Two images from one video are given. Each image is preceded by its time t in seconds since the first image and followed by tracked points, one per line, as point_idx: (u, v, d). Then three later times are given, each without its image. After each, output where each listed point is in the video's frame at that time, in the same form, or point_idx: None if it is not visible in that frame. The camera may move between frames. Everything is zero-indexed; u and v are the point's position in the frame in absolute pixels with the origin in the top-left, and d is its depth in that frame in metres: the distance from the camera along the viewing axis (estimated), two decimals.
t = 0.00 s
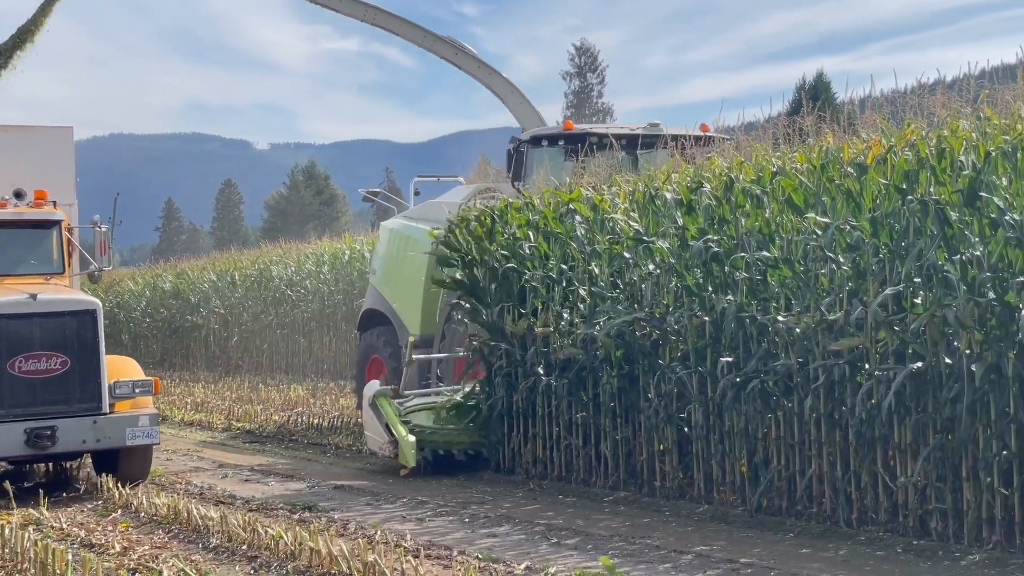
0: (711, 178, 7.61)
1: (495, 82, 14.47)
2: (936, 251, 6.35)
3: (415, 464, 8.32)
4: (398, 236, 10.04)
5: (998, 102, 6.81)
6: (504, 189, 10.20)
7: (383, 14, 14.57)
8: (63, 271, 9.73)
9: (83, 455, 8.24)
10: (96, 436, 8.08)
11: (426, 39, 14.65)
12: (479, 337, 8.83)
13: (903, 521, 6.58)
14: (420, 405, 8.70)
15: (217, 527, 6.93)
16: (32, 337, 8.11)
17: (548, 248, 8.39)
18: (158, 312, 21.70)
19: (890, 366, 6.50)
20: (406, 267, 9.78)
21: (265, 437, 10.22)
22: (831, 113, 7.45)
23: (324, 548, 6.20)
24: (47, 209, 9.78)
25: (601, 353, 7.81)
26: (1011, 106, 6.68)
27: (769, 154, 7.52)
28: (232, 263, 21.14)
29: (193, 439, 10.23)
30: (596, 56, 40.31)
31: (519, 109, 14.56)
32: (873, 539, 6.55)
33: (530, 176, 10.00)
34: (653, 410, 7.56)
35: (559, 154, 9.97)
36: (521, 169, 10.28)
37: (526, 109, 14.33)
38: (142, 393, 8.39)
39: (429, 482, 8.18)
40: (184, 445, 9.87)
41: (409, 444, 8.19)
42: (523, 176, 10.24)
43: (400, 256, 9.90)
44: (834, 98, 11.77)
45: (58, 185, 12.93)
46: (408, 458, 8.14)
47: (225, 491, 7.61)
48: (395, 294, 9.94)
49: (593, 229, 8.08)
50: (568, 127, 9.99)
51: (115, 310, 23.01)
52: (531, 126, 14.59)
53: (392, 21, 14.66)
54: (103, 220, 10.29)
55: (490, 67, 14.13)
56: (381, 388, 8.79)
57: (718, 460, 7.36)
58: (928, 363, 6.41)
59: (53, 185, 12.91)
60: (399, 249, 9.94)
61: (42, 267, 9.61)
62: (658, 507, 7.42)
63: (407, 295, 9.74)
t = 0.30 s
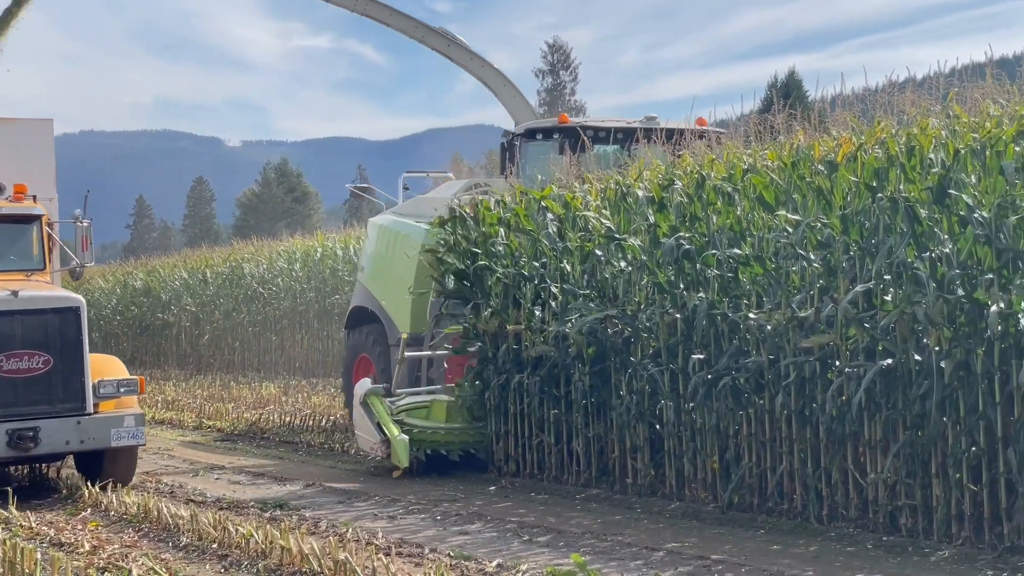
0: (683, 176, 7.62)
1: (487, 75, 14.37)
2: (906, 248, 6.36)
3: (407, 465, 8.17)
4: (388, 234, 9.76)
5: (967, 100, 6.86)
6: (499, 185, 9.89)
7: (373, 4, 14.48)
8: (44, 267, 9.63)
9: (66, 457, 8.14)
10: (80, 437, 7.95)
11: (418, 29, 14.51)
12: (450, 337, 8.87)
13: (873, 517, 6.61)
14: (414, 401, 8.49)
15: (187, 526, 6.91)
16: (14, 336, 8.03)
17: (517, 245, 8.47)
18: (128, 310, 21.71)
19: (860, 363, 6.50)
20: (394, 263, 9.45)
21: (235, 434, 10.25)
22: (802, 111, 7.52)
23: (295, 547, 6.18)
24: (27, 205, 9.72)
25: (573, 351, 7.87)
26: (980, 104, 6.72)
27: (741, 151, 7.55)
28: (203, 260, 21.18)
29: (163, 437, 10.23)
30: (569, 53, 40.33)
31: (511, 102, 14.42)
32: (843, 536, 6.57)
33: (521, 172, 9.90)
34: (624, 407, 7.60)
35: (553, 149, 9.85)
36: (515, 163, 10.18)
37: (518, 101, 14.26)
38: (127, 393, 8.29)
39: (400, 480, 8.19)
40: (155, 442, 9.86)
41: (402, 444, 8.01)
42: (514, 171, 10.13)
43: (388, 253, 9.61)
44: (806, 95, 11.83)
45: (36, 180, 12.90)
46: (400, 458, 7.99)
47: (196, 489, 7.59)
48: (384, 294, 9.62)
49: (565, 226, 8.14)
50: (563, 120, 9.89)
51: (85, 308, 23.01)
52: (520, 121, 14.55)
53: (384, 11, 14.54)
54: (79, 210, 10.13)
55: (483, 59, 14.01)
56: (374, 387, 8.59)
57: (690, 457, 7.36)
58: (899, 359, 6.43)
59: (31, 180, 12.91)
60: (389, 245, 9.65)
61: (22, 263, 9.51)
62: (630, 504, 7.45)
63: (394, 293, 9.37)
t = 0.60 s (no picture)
0: (651, 174, 7.65)
1: (478, 69, 14.05)
2: (873, 246, 6.40)
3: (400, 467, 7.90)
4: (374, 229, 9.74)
5: (934, 98, 6.86)
6: (488, 178, 9.63)
7: None
8: (23, 263, 9.56)
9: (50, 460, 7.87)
10: (64, 440, 7.69)
11: (409, 20, 14.08)
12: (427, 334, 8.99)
13: (842, 514, 6.63)
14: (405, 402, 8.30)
15: (155, 525, 6.90)
16: None
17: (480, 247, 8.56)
18: (96, 308, 21.71)
19: (828, 361, 6.54)
20: (382, 258, 9.47)
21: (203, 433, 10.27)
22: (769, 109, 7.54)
23: (263, 545, 6.15)
24: (5, 200, 9.62)
25: (543, 349, 7.93)
26: (947, 102, 6.72)
27: (710, 149, 7.57)
28: (172, 259, 21.18)
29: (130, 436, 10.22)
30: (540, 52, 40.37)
31: (504, 96, 14.08)
32: (812, 533, 6.59)
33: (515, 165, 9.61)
34: (594, 405, 7.65)
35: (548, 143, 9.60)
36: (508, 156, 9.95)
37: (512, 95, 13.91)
38: (112, 394, 8.02)
39: (369, 477, 8.19)
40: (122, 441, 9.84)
41: (394, 445, 7.74)
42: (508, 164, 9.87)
43: (375, 249, 9.63)
44: (775, 93, 11.87)
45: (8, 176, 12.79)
46: (391, 459, 7.70)
47: (164, 487, 7.82)
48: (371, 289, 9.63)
49: (534, 224, 8.18)
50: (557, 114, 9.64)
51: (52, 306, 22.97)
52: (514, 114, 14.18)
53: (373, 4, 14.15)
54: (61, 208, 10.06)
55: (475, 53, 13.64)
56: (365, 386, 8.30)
57: (659, 454, 7.40)
58: (867, 357, 6.46)
59: (6, 175, 12.81)
60: (376, 240, 9.65)
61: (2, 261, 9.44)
62: (599, 501, 7.47)
63: (383, 289, 9.41)
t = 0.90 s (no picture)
0: (620, 172, 7.67)
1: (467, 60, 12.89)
2: (840, 245, 6.42)
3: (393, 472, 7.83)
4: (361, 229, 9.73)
5: (901, 98, 6.86)
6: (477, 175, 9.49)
7: None
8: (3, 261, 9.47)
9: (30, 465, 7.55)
10: (46, 443, 7.39)
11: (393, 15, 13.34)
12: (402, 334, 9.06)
13: (808, 511, 6.65)
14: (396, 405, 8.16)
15: (121, 525, 6.87)
16: None
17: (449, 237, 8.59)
18: (62, 306, 21.65)
19: (796, 359, 6.56)
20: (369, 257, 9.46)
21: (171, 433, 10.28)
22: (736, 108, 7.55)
23: (230, 545, 6.11)
24: None
25: (511, 348, 7.96)
26: (913, 101, 6.72)
27: (678, 149, 7.56)
28: (139, 258, 21.12)
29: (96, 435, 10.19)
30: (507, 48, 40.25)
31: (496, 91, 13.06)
32: (779, 530, 6.61)
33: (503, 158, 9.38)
34: (562, 403, 7.68)
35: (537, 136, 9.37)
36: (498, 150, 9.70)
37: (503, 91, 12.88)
38: (96, 396, 7.75)
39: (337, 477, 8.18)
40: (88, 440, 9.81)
41: (386, 451, 7.66)
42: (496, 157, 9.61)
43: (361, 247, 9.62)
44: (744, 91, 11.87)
45: None
46: (384, 466, 7.63)
47: (130, 487, 7.92)
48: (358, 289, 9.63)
49: (503, 222, 8.19)
50: (549, 109, 9.44)
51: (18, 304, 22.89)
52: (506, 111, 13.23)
53: None
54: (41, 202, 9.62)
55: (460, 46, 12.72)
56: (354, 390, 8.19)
57: (628, 452, 7.43)
58: (834, 355, 6.48)
59: None
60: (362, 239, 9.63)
61: None
62: (567, 499, 7.49)
63: (370, 288, 9.40)
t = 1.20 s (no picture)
0: (587, 172, 7.69)
1: (455, 56, 12.80)
2: (806, 244, 6.44)
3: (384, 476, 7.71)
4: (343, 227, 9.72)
5: (867, 99, 6.91)
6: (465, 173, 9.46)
7: None
8: None
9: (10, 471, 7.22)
10: (30, 448, 7.09)
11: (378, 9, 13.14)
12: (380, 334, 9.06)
13: (774, 510, 6.68)
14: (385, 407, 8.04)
15: (86, 525, 6.83)
16: None
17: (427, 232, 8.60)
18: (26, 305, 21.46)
19: (762, 358, 6.57)
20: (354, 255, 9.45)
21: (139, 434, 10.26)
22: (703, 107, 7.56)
23: (195, 545, 6.08)
24: None
25: (480, 347, 7.99)
26: (879, 101, 6.75)
27: (646, 149, 7.57)
28: (105, 257, 20.96)
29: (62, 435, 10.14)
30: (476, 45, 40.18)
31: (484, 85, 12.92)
32: (745, 528, 6.63)
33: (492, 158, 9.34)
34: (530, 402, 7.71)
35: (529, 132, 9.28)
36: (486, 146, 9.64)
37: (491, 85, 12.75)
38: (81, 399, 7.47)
39: (305, 476, 8.16)
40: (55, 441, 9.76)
41: (379, 456, 7.54)
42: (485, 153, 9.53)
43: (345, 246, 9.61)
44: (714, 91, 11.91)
45: None
46: (377, 470, 7.50)
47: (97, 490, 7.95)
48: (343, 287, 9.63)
49: (470, 222, 8.18)
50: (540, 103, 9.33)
51: None
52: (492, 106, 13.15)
53: None
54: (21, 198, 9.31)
55: (448, 40, 12.62)
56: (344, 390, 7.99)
57: (595, 452, 7.46)
58: (799, 354, 6.50)
59: None
60: (347, 237, 9.62)
61: None
62: (535, 498, 7.51)
63: (356, 286, 9.41)
